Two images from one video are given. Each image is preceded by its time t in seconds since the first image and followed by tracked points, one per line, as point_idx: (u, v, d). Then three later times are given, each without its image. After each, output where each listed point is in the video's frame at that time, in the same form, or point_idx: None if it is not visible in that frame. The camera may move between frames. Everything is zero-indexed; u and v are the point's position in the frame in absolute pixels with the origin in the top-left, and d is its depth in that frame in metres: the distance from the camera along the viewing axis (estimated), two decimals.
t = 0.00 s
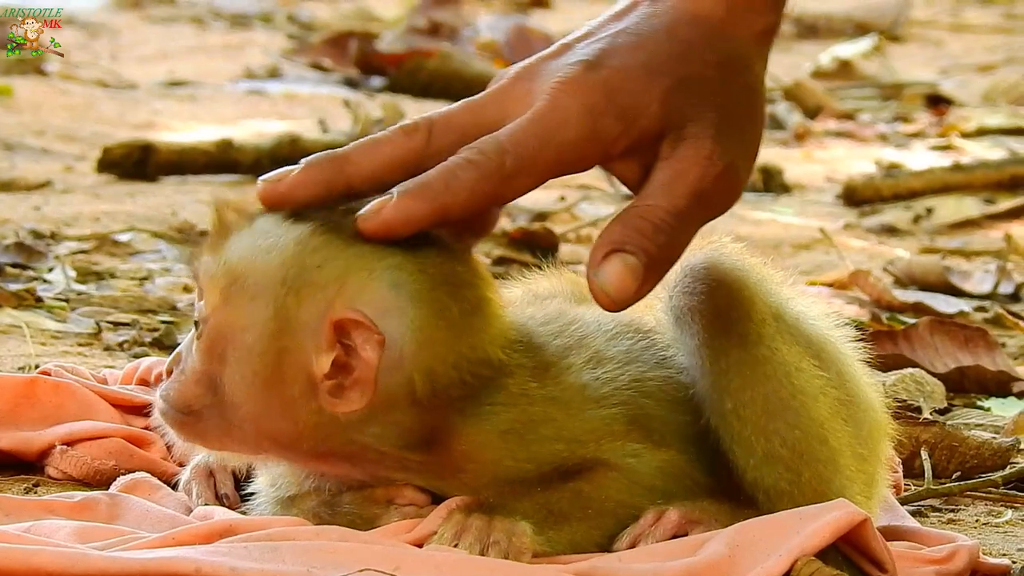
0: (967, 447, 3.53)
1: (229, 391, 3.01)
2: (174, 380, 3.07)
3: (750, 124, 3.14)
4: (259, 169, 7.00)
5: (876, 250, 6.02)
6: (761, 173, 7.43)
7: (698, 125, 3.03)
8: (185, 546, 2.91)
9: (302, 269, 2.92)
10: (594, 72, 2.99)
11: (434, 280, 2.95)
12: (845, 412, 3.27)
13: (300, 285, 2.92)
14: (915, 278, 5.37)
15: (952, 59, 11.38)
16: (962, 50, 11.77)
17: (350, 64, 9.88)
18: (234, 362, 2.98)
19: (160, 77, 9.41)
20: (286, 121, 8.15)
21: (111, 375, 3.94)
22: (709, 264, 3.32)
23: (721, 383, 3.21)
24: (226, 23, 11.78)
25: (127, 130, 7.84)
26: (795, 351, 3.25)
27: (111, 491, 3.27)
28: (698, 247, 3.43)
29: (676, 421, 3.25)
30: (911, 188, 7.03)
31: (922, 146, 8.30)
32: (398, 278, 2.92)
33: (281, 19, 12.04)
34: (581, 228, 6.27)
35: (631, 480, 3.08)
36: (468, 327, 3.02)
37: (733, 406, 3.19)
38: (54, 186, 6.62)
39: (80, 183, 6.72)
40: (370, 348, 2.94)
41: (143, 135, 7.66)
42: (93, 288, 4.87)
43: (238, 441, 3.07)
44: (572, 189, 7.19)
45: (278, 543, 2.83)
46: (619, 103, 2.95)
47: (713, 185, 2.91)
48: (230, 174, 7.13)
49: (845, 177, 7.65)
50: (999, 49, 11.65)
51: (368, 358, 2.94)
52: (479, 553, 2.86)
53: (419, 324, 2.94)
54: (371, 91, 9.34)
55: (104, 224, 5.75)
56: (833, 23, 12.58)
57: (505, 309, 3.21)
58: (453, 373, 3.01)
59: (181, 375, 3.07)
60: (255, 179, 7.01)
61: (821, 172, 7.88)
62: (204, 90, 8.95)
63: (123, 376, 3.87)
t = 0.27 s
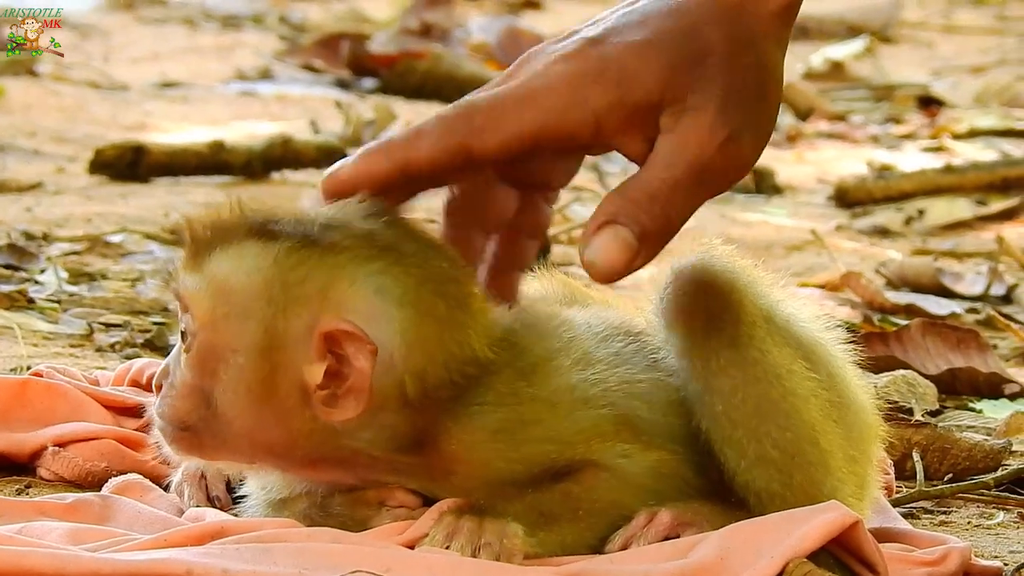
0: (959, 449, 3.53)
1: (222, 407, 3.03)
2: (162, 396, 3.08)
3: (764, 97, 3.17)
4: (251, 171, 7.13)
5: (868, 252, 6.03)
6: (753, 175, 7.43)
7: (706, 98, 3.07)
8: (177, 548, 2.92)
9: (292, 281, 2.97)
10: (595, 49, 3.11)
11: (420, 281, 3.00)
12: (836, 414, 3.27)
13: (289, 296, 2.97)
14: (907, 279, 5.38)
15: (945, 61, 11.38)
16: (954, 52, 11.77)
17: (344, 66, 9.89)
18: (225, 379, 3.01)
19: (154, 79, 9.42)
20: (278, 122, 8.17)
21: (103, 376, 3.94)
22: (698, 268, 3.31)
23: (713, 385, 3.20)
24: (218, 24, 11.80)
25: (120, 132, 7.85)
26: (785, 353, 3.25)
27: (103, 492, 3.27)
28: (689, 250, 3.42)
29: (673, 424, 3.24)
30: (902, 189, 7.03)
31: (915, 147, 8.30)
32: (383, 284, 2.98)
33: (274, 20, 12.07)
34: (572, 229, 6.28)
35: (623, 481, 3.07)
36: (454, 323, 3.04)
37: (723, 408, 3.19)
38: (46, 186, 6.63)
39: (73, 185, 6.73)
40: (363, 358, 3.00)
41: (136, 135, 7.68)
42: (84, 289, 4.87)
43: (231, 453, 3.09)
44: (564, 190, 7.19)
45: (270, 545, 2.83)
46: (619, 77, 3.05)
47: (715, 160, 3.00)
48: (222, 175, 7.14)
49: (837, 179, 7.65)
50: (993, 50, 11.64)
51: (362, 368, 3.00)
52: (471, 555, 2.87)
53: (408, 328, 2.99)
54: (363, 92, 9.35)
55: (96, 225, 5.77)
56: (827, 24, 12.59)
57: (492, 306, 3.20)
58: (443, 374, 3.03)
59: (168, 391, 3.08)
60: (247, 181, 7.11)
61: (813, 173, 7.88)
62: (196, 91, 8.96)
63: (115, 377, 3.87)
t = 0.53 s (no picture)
0: (926, 442, 3.70)
1: (224, 401, 3.25)
2: (167, 393, 3.31)
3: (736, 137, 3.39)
4: (252, 174, 7.27)
5: (841, 254, 6.19)
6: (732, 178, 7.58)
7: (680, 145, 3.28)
8: (182, 533, 3.08)
9: (291, 282, 3.18)
10: (573, 102, 3.31)
11: (412, 278, 3.18)
12: (810, 408, 3.43)
13: (288, 297, 3.18)
14: (879, 280, 5.54)
15: (916, 70, 11.50)
16: (926, 61, 11.91)
17: (340, 74, 10.00)
18: (227, 376, 3.23)
19: (155, 86, 9.54)
20: (278, 127, 8.32)
21: (111, 370, 4.09)
22: (679, 266, 3.44)
23: (692, 380, 3.35)
24: (220, 32, 11.90)
25: (124, 136, 8.00)
26: (762, 350, 3.39)
27: (110, 480, 3.43)
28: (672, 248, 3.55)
29: (652, 418, 3.40)
30: (875, 194, 7.16)
31: (886, 154, 8.47)
32: (378, 282, 3.17)
33: (273, 27, 12.21)
34: (560, 231, 6.43)
35: (606, 473, 3.22)
36: (450, 315, 3.20)
37: (702, 403, 3.34)
38: (55, 189, 6.76)
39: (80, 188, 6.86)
40: (364, 353, 3.20)
41: (141, 139, 7.81)
42: (93, 287, 5.02)
43: (232, 445, 3.31)
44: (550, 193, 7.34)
45: (270, 531, 2.98)
46: (600, 130, 3.25)
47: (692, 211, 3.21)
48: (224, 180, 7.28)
49: (813, 183, 7.79)
50: (964, 62, 11.74)
51: (363, 362, 3.20)
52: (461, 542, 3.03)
53: (404, 325, 3.18)
54: (359, 99, 9.47)
55: (103, 226, 5.91)
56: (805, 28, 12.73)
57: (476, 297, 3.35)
58: (437, 369, 3.21)
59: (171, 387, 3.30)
60: (248, 184, 7.25)
61: (790, 178, 8.03)
62: (199, 98, 9.09)
63: (122, 371, 4.02)
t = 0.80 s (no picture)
0: (907, 443, 3.85)
1: (241, 407, 3.35)
2: (180, 402, 3.37)
3: (665, 141, 3.85)
4: (258, 185, 7.41)
5: (824, 260, 6.34)
6: (719, 191, 7.73)
7: (617, 147, 3.74)
8: (187, 531, 3.21)
9: (307, 289, 3.30)
10: (518, 102, 3.72)
11: (417, 280, 3.35)
12: (796, 410, 3.56)
13: (305, 303, 3.30)
14: (860, 287, 5.64)
15: (895, 84, 11.64)
16: (905, 76, 12.05)
17: (343, 89, 10.13)
18: (244, 382, 3.33)
19: (169, 99, 9.72)
20: (285, 140, 8.48)
21: (121, 374, 4.22)
22: (667, 275, 3.60)
23: (682, 383, 3.48)
24: (233, 48, 12.04)
25: (136, 148, 8.15)
26: (748, 354, 3.53)
27: (119, 479, 3.56)
28: (661, 257, 3.70)
29: (642, 418, 3.53)
30: (857, 205, 7.26)
31: (867, 166, 8.65)
32: (387, 285, 3.31)
33: (279, 43, 12.36)
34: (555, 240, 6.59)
35: (598, 472, 3.35)
36: (447, 318, 3.39)
37: (691, 406, 3.47)
38: (69, 198, 6.90)
39: (94, 197, 7.00)
40: (382, 353, 3.33)
41: (153, 152, 7.96)
42: (104, 292, 5.15)
43: (245, 450, 3.40)
44: (544, 203, 7.50)
45: (272, 529, 3.11)
46: (541, 132, 3.67)
47: (625, 207, 3.63)
48: (231, 189, 7.43)
49: (798, 194, 7.94)
50: (941, 78, 11.91)
51: (381, 362, 3.34)
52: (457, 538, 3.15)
53: (414, 323, 3.34)
54: (360, 112, 9.63)
55: (116, 234, 6.05)
56: (786, 51, 12.91)
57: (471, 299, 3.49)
58: (439, 365, 3.39)
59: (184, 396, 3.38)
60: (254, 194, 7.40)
61: (775, 189, 8.17)
62: (210, 111, 9.26)
63: (131, 374, 4.15)
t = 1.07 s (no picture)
0: (896, 451, 3.87)
1: (240, 418, 3.32)
2: (175, 416, 3.34)
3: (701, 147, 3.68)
4: (247, 194, 7.40)
5: (812, 270, 6.36)
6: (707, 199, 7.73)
7: (654, 164, 3.56)
8: (176, 539, 3.21)
9: (302, 298, 3.31)
10: (550, 140, 3.57)
11: (409, 285, 3.38)
12: (784, 418, 3.56)
13: (301, 312, 3.31)
14: (849, 295, 5.68)
15: (885, 93, 11.64)
16: (894, 84, 12.05)
17: (331, 98, 10.10)
18: (243, 393, 3.31)
19: (156, 109, 9.71)
20: (274, 149, 8.48)
21: (110, 382, 4.22)
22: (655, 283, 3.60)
23: (671, 391, 3.49)
24: (219, 57, 12.03)
25: (125, 157, 8.14)
26: (737, 361, 3.53)
27: (107, 488, 3.56)
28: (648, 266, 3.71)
29: (632, 426, 3.54)
30: (845, 214, 7.28)
31: (856, 174, 8.65)
32: (379, 291, 3.34)
33: (268, 52, 12.35)
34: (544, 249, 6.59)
35: (586, 480, 3.35)
36: (439, 322, 3.41)
37: (680, 413, 3.47)
38: (58, 208, 6.90)
39: (83, 207, 6.99)
40: (384, 359, 3.31)
41: (142, 161, 7.96)
42: (93, 301, 5.15)
43: (244, 462, 3.37)
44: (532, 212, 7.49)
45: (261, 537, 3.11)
46: (579, 156, 3.52)
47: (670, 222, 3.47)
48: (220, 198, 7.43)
49: (786, 203, 7.94)
50: (929, 86, 11.90)
51: (383, 368, 3.31)
52: (446, 546, 3.15)
53: (406, 323, 3.35)
54: (350, 121, 9.63)
55: (104, 243, 6.05)
56: (775, 59, 12.84)
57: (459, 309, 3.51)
58: (431, 368, 3.39)
59: (181, 409, 3.35)
60: (243, 203, 7.37)
61: (764, 198, 8.17)
62: (198, 120, 9.26)
63: (120, 383, 4.15)
